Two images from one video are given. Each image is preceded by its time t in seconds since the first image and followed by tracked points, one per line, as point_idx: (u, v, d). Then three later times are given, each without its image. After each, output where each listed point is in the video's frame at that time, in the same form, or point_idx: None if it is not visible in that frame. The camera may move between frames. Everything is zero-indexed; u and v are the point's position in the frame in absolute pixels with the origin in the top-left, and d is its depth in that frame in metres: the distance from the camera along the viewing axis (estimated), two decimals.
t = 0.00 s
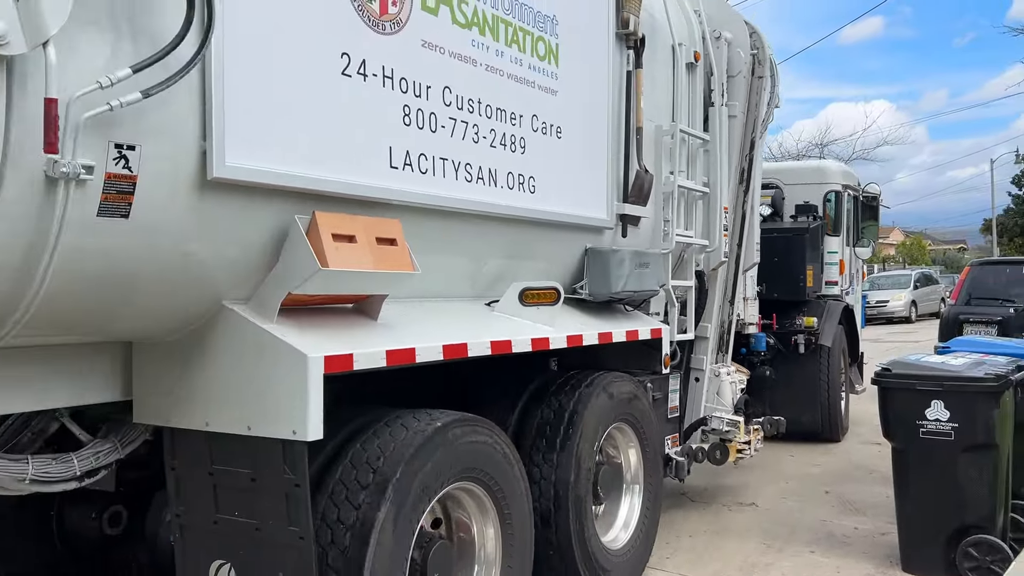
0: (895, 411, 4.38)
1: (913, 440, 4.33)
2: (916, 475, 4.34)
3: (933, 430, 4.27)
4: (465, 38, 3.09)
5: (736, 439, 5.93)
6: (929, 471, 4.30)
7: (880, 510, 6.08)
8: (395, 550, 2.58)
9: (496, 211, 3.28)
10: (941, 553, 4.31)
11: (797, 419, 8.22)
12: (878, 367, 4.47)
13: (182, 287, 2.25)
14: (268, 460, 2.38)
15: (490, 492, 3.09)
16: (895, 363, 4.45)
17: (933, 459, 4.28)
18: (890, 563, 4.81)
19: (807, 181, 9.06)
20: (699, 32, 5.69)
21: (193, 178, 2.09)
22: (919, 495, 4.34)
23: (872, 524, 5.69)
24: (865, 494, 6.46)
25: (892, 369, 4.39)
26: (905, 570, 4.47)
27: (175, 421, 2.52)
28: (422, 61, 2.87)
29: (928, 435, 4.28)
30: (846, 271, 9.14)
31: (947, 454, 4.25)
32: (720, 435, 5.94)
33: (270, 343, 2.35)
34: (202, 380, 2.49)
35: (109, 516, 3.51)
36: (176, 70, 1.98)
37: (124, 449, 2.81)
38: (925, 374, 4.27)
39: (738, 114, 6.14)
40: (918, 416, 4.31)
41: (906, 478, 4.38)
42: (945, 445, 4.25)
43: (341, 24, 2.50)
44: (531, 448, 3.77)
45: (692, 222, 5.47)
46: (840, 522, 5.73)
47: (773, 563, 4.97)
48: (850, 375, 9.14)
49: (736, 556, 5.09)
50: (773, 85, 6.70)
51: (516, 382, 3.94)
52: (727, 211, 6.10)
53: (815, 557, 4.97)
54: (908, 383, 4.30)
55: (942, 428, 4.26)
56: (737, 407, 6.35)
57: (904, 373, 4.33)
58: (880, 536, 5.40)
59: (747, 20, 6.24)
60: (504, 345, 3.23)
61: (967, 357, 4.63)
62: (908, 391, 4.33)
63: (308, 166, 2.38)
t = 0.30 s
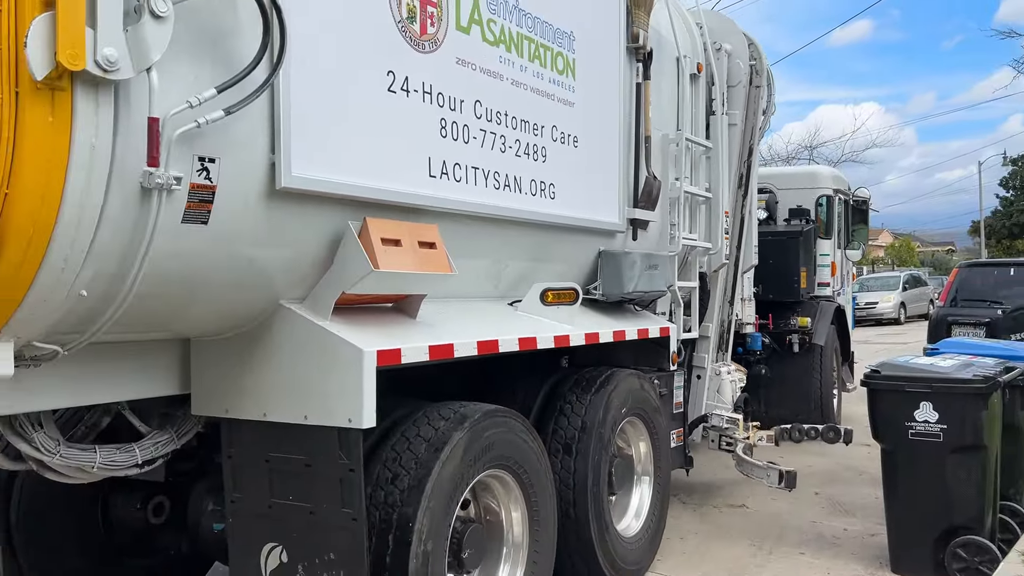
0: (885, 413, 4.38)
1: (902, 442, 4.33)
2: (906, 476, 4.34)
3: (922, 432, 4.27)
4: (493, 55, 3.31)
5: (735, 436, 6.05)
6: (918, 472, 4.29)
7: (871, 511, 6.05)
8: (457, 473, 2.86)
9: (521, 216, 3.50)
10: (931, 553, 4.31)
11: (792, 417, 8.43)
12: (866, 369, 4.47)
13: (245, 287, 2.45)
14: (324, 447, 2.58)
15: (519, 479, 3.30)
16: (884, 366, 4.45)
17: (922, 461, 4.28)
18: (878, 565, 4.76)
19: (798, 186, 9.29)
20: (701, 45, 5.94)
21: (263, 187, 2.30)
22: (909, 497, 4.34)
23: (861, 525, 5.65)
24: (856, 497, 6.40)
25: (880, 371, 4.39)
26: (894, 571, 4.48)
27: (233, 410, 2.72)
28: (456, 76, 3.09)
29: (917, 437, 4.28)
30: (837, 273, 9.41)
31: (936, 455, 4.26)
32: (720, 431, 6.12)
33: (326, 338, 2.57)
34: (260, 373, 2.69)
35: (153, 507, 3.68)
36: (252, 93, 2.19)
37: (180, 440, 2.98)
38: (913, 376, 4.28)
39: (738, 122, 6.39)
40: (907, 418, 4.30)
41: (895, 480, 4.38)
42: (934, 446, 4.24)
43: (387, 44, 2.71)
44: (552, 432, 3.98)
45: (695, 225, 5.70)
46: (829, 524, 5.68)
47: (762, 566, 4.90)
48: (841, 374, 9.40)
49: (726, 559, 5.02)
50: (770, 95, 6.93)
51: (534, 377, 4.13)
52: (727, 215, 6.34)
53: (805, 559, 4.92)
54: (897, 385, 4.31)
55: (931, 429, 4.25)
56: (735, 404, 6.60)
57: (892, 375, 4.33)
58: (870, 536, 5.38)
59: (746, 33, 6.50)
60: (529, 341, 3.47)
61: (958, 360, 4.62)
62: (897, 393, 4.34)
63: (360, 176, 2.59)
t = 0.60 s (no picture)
0: (874, 414, 4.43)
1: (891, 442, 4.38)
2: (894, 476, 4.39)
3: (910, 432, 4.33)
4: (512, 67, 3.49)
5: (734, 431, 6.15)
6: (906, 472, 4.35)
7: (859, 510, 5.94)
8: (501, 436, 3.16)
9: (536, 220, 3.67)
10: (919, 551, 4.36)
11: (783, 415, 8.65)
12: (856, 370, 4.53)
13: (288, 285, 2.61)
14: (361, 436, 2.74)
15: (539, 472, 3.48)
16: (873, 367, 4.51)
17: (911, 462, 4.34)
18: (867, 564, 4.67)
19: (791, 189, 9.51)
20: (701, 54, 6.13)
21: (310, 193, 2.47)
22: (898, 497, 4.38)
23: (850, 525, 5.53)
24: (847, 497, 6.26)
25: (870, 373, 4.46)
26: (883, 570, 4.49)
27: (271, 403, 2.87)
28: (479, 88, 3.27)
29: (906, 437, 4.34)
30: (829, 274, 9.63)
31: (925, 455, 4.32)
32: (719, 427, 6.24)
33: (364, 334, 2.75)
34: (299, 368, 2.86)
35: (183, 498, 3.83)
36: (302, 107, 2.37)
37: (217, 432, 3.13)
38: (903, 377, 4.34)
39: (736, 128, 6.59)
40: (896, 418, 4.36)
41: (885, 479, 4.42)
42: (923, 446, 4.31)
43: (417, 59, 2.89)
44: (564, 419, 4.16)
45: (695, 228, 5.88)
46: (819, 524, 5.55)
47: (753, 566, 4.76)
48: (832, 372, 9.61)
49: (716, 559, 4.80)
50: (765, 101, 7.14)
51: (545, 375, 4.30)
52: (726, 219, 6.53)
53: (794, 559, 4.78)
54: (887, 386, 4.37)
55: (920, 430, 4.32)
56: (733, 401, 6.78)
57: (882, 376, 4.40)
58: (859, 537, 5.23)
59: (744, 42, 6.70)
60: (546, 338, 3.66)
61: (945, 360, 4.69)
62: (886, 394, 4.40)
63: (394, 183, 2.76)
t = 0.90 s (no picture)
0: (865, 415, 4.37)
1: (881, 443, 4.33)
2: (884, 476, 4.34)
3: (900, 433, 4.28)
4: (526, 77, 3.64)
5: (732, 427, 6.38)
6: (896, 472, 4.30)
7: (849, 511, 5.87)
8: (535, 416, 3.48)
9: (547, 222, 3.82)
10: (908, 551, 4.31)
11: (777, 413, 8.82)
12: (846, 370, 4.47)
13: (320, 286, 2.76)
14: (388, 429, 2.88)
15: (552, 467, 3.64)
16: (863, 367, 4.45)
17: (900, 463, 4.29)
18: (857, 564, 4.63)
19: (784, 192, 9.71)
20: (700, 61, 6.29)
21: (343, 199, 2.62)
22: (887, 497, 4.33)
23: (840, 525, 5.47)
24: (837, 496, 6.23)
25: (860, 373, 4.39)
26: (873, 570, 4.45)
27: (301, 398, 3.00)
28: (495, 97, 3.42)
29: (895, 438, 4.29)
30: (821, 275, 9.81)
31: (915, 456, 4.27)
32: (717, 423, 6.45)
33: (390, 331, 2.90)
34: (327, 364, 2.99)
35: (206, 491, 3.96)
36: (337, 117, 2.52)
37: (246, 426, 3.28)
38: (892, 378, 4.28)
39: (733, 133, 6.75)
40: (886, 419, 4.31)
41: (874, 479, 4.36)
42: (912, 447, 4.26)
43: (440, 70, 3.04)
44: (572, 414, 4.30)
45: (694, 229, 6.03)
46: (809, 524, 5.48)
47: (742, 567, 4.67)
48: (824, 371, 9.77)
49: (707, 560, 4.75)
50: (761, 106, 7.31)
51: (552, 373, 4.45)
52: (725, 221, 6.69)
53: (785, 561, 4.69)
54: (877, 387, 4.31)
55: (909, 431, 4.27)
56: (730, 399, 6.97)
57: (872, 377, 4.33)
58: (848, 537, 5.18)
59: (741, 50, 6.88)
60: (558, 337, 3.82)
61: (935, 360, 4.83)
62: (876, 394, 4.34)
63: (418, 188, 2.91)
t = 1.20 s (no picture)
0: (855, 416, 4.28)
1: (871, 443, 4.23)
2: (875, 477, 4.25)
3: (891, 433, 4.19)
4: (534, 84, 3.77)
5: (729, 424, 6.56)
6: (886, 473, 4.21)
7: (839, 510, 5.88)
8: (550, 408, 3.69)
9: (554, 224, 3.94)
10: (899, 553, 4.23)
11: (771, 410, 8.99)
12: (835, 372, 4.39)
13: (343, 286, 2.87)
14: (408, 423, 3.01)
15: (558, 459, 3.76)
16: (853, 368, 4.37)
17: (890, 463, 4.20)
18: (848, 565, 4.58)
19: (778, 194, 9.88)
20: (698, 66, 6.43)
21: (366, 202, 2.74)
22: (877, 498, 4.24)
23: (831, 526, 5.45)
24: (829, 497, 6.24)
25: (850, 374, 4.30)
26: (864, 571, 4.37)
27: (321, 393, 3.12)
28: (506, 103, 3.55)
29: (886, 438, 4.20)
30: (814, 276, 9.97)
31: (906, 458, 4.17)
32: (714, 421, 6.63)
33: (408, 330, 3.02)
34: (346, 361, 3.11)
35: (221, 486, 4.05)
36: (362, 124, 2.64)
37: (266, 421, 3.39)
38: (883, 378, 4.19)
39: (730, 137, 6.90)
40: (876, 419, 4.22)
41: (864, 480, 4.28)
42: (903, 448, 4.16)
43: (455, 78, 3.16)
44: (577, 406, 4.45)
45: (692, 231, 6.16)
46: (800, 526, 5.45)
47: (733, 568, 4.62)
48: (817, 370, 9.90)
49: (697, 561, 4.73)
50: (757, 110, 7.46)
51: (557, 369, 4.57)
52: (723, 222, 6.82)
53: (777, 561, 4.68)
54: (867, 387, 4.21)
55: (900, 432, 4.17)
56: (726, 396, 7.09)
57: (862, 377, 4.24)
58: (839, 538, 5.15)
59: (737, 55, 7.02)
60: (565, 335, 3.94)
61: (926, 361, 4.97)
62: (867, 394, 4.25)
63: (434, 191, 3.02)
